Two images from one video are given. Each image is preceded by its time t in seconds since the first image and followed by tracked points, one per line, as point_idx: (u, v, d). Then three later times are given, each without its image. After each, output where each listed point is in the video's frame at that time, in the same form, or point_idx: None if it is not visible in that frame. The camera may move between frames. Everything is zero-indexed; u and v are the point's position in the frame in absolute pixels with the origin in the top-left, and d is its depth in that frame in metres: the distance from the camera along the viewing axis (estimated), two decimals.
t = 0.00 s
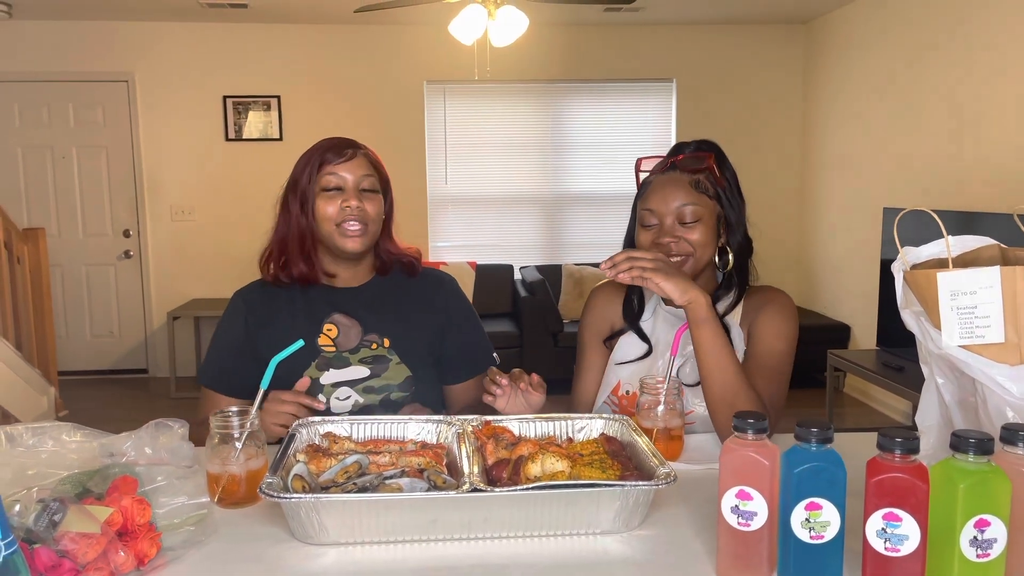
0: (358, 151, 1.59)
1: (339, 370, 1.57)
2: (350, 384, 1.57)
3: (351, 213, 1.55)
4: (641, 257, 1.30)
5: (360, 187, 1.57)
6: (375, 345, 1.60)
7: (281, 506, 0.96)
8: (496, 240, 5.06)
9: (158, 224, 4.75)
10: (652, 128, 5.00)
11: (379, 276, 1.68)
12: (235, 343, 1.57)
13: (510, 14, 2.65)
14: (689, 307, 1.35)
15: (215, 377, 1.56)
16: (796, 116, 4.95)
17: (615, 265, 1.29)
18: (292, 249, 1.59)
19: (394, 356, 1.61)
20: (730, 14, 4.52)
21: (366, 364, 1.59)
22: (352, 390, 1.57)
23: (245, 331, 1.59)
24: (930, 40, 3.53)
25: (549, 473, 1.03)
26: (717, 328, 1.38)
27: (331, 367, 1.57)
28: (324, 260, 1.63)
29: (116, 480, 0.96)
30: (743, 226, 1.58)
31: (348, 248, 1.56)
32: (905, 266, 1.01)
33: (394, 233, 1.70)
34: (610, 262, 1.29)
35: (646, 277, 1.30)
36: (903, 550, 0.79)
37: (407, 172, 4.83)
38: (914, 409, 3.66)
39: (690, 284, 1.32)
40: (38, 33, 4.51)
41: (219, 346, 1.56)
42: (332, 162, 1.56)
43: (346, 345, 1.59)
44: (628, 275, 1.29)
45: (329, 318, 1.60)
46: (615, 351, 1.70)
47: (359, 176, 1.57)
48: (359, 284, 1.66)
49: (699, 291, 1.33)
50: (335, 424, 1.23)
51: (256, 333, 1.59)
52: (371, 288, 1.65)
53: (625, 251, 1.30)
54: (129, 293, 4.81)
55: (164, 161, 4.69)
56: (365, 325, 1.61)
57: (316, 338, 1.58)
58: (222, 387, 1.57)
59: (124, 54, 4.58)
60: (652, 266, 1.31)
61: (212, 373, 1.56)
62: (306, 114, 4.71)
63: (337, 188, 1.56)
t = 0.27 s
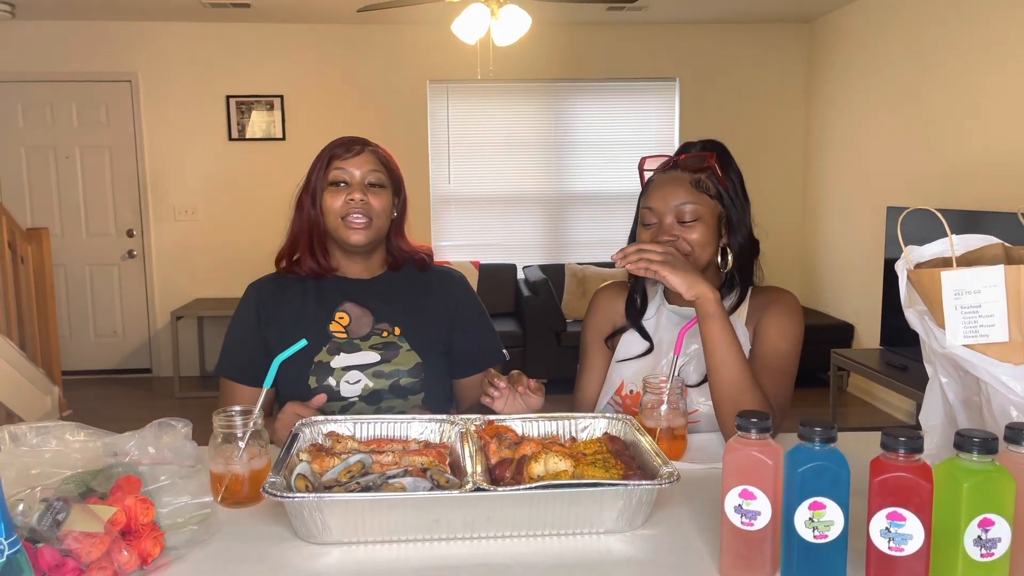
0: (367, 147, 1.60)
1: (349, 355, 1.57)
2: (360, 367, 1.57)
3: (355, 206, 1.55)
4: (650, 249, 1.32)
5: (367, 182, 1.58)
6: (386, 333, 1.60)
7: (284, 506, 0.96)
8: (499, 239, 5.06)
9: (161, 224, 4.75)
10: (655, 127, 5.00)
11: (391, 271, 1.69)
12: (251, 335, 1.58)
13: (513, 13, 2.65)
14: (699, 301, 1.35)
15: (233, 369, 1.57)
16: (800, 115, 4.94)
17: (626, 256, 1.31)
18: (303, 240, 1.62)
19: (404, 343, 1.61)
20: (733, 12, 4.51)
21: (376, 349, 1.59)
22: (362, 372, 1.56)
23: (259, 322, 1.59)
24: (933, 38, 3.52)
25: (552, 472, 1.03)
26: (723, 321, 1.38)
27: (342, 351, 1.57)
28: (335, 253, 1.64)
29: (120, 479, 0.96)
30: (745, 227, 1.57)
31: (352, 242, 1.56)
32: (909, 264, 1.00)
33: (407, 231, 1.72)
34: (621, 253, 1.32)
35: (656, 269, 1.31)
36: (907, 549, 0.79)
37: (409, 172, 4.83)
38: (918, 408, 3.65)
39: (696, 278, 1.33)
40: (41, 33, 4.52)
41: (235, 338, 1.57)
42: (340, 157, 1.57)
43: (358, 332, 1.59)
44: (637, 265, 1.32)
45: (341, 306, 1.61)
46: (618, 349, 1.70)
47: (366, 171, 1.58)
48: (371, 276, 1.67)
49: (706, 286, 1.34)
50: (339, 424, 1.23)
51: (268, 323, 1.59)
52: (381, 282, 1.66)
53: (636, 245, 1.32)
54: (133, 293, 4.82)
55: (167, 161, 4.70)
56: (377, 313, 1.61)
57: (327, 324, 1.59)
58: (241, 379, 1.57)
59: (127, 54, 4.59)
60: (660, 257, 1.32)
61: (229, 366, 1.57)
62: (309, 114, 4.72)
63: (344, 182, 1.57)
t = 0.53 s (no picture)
0: (375, 148, 1.60)
1: (350, 350, 1.57)
2: (362, 363, 1.57)
3: (357, 207, 1.55)
4: (659, 250, 1.30)
5: (372, 183, 1.58)
6: (387, 329, 1.61)
7: (284, 505, 0.96)
8: (500, 238, 5.06)
9: (162, 223, 4.76)
10: (656, 126, 5.00)
11: (395, 271, 1.68)
12: (257, 332, 1.58)
13: (514, 11, 2.65)
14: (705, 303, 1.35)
15: (240, 366, 1.56)
16: (801, 114, 4.94)
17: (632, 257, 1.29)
18: (307, 237, 1.63)
19: (406, 339, 1.61)
20: (734, 11, 4.50)
21: (378, 345, 1.59)
22: (363, 368, 1.56)
23: (264, 319, 1.59)
24: (934, 37, 3.51)
25: (552, 471, 1.03)
26: (730, 325, 1.38)
27: (343, 348, 1.57)
28: (339, 252, 1.64)
29: (121, 478, 0.96)
30: (750, 227, 1.56)
31: (353, 241, 1.56)
32: (909, 264, 1.00)
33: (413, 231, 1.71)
34: (627, 255, 1.30)
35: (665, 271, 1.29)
36: (908, 548, 0.79)
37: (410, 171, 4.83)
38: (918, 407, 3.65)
39: (706, 281, 1.32)
40: (42, 32, 4.52)
41: (240, 336, 1.57)
42: (346, 157, 1.57)
43: (359, 328, 1.59)
44: (645, 269, 1.29)
45: (343, 303, 1.61)
46: (624, 341, 1.70)
47: (371, 172, 1.57)
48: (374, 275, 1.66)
49: (715, 288, 1.33)
50: (339, 423, 1.23)
51: (273, 320, 1.59)
52: (385, 279, 1.66)
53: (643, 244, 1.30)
54: (134, 292, 4.82)
55: (168, 160, 4.70)
56: (380, 311, 1.62)
57: (330, 321, 1.59)
58: (248, 376, 1.57)
59: (128, 53, 4.59)
60: (669, 259, 1.30)
61: (235, 364, 1.56)
62: (310, 113, 4.72)
63: (348, 182, 1.57)
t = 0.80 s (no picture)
0: (375, 150, 1.60)
1: (348, 350, 1.57)
2: (360, 364, 1.57)
3: (353, 208, 1.55)
4: (666, 253, 1.29)
5: (369, 185, 1.57)
6: (384, 329, 1.61)
7: (282, 503, 0.96)
8: (499, 237, 5.06)
9: (161, 221, 4.75)
10: (654, 125, 5.00)
11: (392, 271, 1.68)
12: (255, 335, 1.58)
13: (513, 10, 2.65)
14: (709, 305, 1.36)
15: (239, 370, 1.57)
16: (799, 114, 4.94)
17: (637, 260, 1.28)
18: (304, 235, 1.63)
19: (403, 340, 1.61)
20: (733, 11, 4.51)
21: (375, 346, 1.59)
22: (361, 369, 1.57)
23: (261, 322, 1.59)
24: (933, 36, 3.51)
25: (550, 470, 1.03)
26: (734, 328, 1.38)
27: (340, 348, 1.57)
28: (335, 251, 1.64)
29: (118, 476, 0.96)
30: (757, 226, 1.56)
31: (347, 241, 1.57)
32: (907, 263, 1.00)
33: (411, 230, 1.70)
34: (633, 256, 1.29)
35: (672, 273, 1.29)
36: (905, 547, 0.79)
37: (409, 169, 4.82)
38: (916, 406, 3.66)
39: (712, 284, 1.33)
40: (40, 30, 4.52)
41: (238, 339, 1.57)
42: (346, 157, 1.57)
43: (357, 328, 1.59)
44: (650, 270, 1.29)
45: (341, 304, 1.61)
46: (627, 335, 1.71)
47: (369, 173, 1.57)
48: (371, 275, 1.66)
49: (721, 291, 1.34)
50: (337, 422, 1.23)
51: (270, 322, 1.59)
52: (384, 279, 1.66)
53: (649, 246, 1.29)
54: (132, 290, 4.82)
55: (166, 158, 4.69)
56: (377, 311, 1.62)
57: (327, 321, 1.59)
58: (248, 378, 1.58)
59: (127, 51, 4.59)
60: (675, 262, 1.30)
61: (235, 368, 1.57)
62: (308, 111, 4.71)
63: (346, 182, 1.57)
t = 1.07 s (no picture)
0: (368, 150, 1.58)
1: (345, 351, 1.57)
2: (356, 364, 1.57)
3: (348, 212, 1.55)
4: (674, 250, 1.29)
5: (364, 186, 1.57)
6: (381, 329, 1.60)
7: (278, 502, 0.96)
8: (496, 236, 5.06)
9: (157, 220, 4.74)
10: (651, 125, 5.00)
11: (389, 271, 1.68)
12: (252, 335, 1.58)
13: (510, 10, 2.64)
14: (712, 305, 1.36)
15: (236, 370, 1.57)
16: (796, 114, 4.95)
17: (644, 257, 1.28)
18: (298, 237, 1.62)
19: (399, 341, 1.61)
20: (730, 11, 4.51)
21: (372, 346, 1.59)
22: (358, 370, 1.57)
23: (257, 322, 1.59)
24: (930, 37, 3.52)
25: (546, 469, 1.03)
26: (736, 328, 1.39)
27: (337, 348, 1.57)
28: (332, 253, 1.64)
29: (113, 475, 0.96)
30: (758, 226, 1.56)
31: (344, 246, 1.57)
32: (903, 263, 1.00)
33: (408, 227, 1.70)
34: (640, 254, 1.28)
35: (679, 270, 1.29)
36: (899, 547, 0.79)
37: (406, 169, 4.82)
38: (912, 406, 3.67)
39: (717, 283, 1.33)
40: (36, 28, 4.50)
41: (235, 340, 1.57)
42: (338, 159, 1.56)
43: (354, 329, 1.59)
44: (658, 268, 1.28)
45: (337, 304, 1.61)
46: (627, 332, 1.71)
47: (363, 175, 1.56)
48: (368, 275, 1.65)
49: (725, 291, 1.34)
50: (333, 421, 1.23)
51: (267, 322, 1.59)
52: (383, 279, 1.65)
53: (655, 244, 1.29)
54: (128, 289, 4.81)
55: (163, 157, 4.69)
56: (374, 311, 1.62)
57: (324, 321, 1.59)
58: (245, 379, 1.57)
59: (123, 50, 4.58)
60: (682, 259, 1.30)
61: (232, 368, 1.56)
62: (305, 110, 4.71)
63: (340, 185, 1.56)
